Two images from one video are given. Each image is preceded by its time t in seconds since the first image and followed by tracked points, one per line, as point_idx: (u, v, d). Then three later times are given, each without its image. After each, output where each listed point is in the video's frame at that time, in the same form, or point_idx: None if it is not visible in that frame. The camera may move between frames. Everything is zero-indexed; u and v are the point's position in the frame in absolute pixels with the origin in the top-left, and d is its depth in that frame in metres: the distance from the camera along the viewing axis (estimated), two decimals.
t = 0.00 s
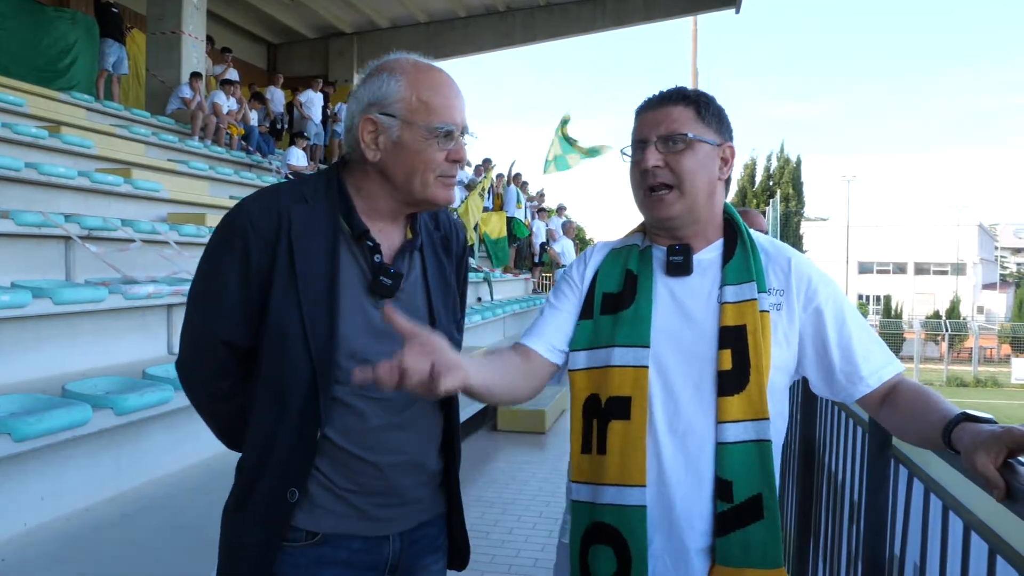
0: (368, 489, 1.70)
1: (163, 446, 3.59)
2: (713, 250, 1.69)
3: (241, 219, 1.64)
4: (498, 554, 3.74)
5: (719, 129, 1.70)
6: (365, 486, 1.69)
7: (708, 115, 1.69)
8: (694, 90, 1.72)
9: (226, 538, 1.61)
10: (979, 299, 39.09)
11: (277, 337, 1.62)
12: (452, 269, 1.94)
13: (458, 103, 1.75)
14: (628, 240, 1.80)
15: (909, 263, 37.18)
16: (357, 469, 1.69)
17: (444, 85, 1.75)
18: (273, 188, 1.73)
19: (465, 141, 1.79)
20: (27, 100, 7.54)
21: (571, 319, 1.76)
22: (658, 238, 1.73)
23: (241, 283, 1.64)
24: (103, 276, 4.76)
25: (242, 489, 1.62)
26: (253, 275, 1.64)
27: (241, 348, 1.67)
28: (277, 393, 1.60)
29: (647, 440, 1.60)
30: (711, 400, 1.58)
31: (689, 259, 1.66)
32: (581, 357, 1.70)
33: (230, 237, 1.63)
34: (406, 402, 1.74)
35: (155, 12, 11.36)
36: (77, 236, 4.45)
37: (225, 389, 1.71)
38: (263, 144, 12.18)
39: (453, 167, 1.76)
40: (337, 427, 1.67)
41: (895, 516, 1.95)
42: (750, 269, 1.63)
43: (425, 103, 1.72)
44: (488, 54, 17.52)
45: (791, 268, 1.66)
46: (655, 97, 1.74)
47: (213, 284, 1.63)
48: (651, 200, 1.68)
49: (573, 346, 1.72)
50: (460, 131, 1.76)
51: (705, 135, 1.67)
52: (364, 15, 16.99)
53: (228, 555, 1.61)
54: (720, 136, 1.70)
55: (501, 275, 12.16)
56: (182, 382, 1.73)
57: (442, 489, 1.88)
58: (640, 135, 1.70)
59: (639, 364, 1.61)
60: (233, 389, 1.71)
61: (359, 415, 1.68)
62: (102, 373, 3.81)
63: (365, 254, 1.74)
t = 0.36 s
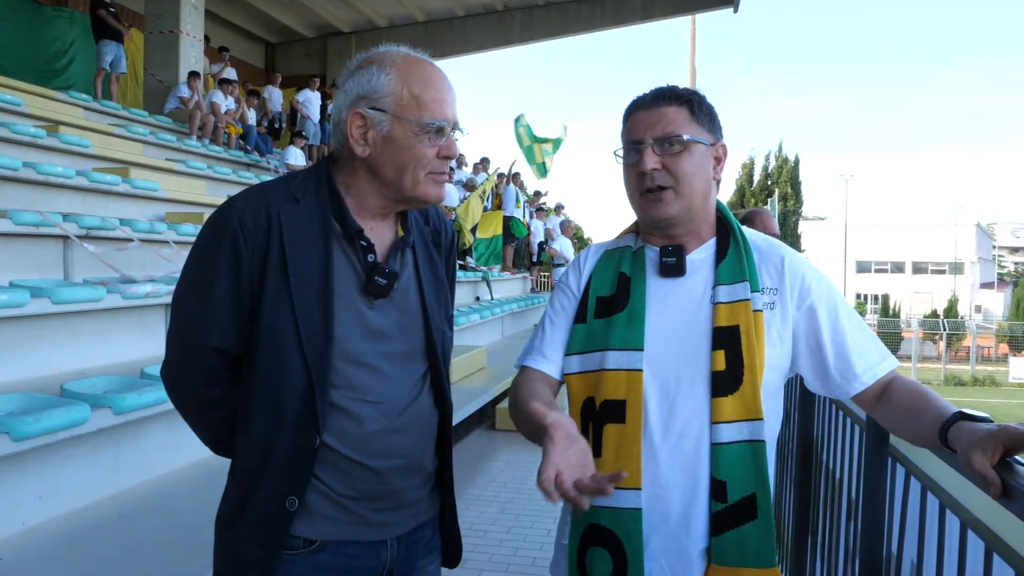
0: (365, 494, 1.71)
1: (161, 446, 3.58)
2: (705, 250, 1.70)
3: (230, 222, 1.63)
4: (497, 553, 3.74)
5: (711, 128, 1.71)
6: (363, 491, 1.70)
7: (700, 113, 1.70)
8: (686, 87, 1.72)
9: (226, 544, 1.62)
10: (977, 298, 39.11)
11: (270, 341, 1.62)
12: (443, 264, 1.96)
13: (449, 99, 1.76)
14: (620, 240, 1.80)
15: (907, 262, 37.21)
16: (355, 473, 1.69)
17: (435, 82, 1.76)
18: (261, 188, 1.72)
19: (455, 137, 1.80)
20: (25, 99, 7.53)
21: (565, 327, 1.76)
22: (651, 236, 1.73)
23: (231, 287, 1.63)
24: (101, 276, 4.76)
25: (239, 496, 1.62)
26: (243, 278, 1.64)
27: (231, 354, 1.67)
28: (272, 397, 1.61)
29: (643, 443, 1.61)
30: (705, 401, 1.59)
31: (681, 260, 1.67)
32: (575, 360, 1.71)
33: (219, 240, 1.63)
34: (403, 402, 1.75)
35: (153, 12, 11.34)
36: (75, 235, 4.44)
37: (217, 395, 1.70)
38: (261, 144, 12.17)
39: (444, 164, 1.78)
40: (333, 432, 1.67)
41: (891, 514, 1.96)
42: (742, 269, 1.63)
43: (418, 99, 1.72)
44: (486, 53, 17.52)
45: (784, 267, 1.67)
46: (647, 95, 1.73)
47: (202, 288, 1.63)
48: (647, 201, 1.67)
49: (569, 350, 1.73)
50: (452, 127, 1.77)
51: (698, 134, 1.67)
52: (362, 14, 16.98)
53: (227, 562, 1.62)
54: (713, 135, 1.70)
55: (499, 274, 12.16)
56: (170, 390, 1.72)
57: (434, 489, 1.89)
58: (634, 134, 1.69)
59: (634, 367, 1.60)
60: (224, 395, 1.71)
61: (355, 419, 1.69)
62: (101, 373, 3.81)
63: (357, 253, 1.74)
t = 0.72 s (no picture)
0: (362, 503, 1.70)
1: (159, 446, 3.58)
2: (704, 250, 1.69)
3: (230, 222, 1.64)
4: (496, 553, 3.74)
5: (712, 130, 1.70)
6: (360, 499, 1.69)
7: (702, 114, 1.69)
8: (692, 89, 1.71)
9: (221, 548, 1.61)
10: (975, 297, 39.15)
11: (269, 343, 1.62)
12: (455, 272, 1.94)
13: (446, 104, 1.73)
14: (620, 236, 1.80)
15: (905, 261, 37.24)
16: (351, 480, 1.69)
17: (435, 83, 1.73)
18: (267, 189, 1.73)
19: (451, 145, 1.76)
20: (22, 99, 7.51)
21: (566, 317, 1.74)
22: (649, 235, 1.73)
23: (230, 288, 1.64)
24: (99, 276, 4.75)
25: (236, 499, 1.62)
26: (243, 278, 1.64)
27: (232, 356, 1.67)
28: (270, 399, 1.61)
29: (644, 441, 1.60)
30: (706, 401, 1.59)
31: (681, 259, 1.67)
32: (575, 357, 1.69)
33: (219, 239, 1.63)
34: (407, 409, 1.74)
35: (151, 11, 11.32)
36: (73, 235, 4.43)
37: (219, 397, 1.71)
38: (259, 143, 12.16)
39: (429, 174, 1.73)
40: (331, 435, 1.67)
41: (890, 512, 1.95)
42: (743, 270, 1.63)
43: (409, 100, 1.71)
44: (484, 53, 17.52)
45: (783, 267, 1.68)
46: (652, 93, 1.74)
47: (203, 288, 1.64)
48: (641, 197, 1.68)
49: (567, 344, 1.71)
50: (444, 136, 1.73)
51: (697, 134, 1.67)
52: (360, 14, 16.97)
53: (222, 566, 1.61)
54: (714, 136, 1.69)
55: (497, 273, 12.15)
56: (175, 391, 1.72)
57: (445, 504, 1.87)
58: (633, 131, 1.70)
59: (634, 364, 1.61)
60: (226, 398, 1.71)
61: (353, 422, 1.68)
62: (98, 373, 3.80)
63: (359, 254, 1.74)
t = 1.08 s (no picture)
0: (360, 506, 1.69)
1: (157, 447, 3.58)
2: (695, 249, 1.69)
3: (234, 224, 1.66)
4: (495, 553, 3.74)
5: (701, 128, 1.70)
6: (358, 503, 1.69)
7: (690, 111, 1.69)
8: (680, 88, 1.72)
9: (221, 551, 1.62)
10: (972, 296, 39.24)
11: (268, 344, 1.62)
12: (466, 275, 1.91)
13: (440, 97, 1.73)
14: (611, 239, 1.80)
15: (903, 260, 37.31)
16: (348, 482, 1.68)
17: (428, 77, 1.74)
18: (271, 191, 1.75)
19: (448, 138, 1.75)
20: (19, 100, 7.51)
21: (571, 323, 1.71)
22: (643, 237, 1.73)
23: (233, 288, 1.65)
24: (96, 277, 4.74)
25: (235, 501, 1.63)
26: (243, 279, 1.65)
27: (235, 358, 1.67)
28: (268, 401, 1.61)
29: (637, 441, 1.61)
30: (698, 400, 1.59)
31: (673, 260, 1.67)
32: (571, 360, 1.70)
33: (224, 241, 1.66)
34: (409, 413, 1.73)
35: (147, 12, 11.32)
36: (70, 237, 4.43)
37: (225, 399, 1.71)
38: (257, 144, 12.14)
39: (425, 165, 1.72)
40: (327, 436, 1.67)
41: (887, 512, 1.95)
42: (734, 268, 1.63)
43: (401, 91, 1.72)
44: (481, 53, 17.51)
45: (774, 264, 1.68)
46: (639, 94, 1.74)
47: (207, 289, 1.65)
48: (634, 199, 1.68)
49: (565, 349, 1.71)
50: (439, 126, 1.73)
51: (685, 133, 1.67)
52: (357, 14, 16.96)
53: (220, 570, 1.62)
54: (702, 136, 1.70)
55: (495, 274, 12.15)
56: (185, 392, 1.74)
57: (452, 514, 1.84)
58: (622, 133, 1.70)
59: (627, 366, 1.61)
60: (233, 399, 1.71)
61: (351, 425, 1.67)
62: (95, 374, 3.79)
63: (361, 255, 1.74)
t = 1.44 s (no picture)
0: (361, 506, 1.69)
1: (154, 449, 3.57)
2: (696, 250, 1.69)
3: (234, 220, 1.66)
4: (492, 553, 3.74)
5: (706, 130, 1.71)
6: (359, 501, 1.68)
7: (699, 113, 1.70)
8: (681, 86, 1.72)
9: (220, 549, 1.62)
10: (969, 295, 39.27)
11: (268, 343, 1.62)
12: (467, 274, 1.90)
13: (440, 93, 1.72)
14: (607, 240, 1.79)
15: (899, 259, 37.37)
16: (348, 482, 1.68)
17: (427, 73, 1.73)
18: (269, 189, 1.75)
19: (446, 135, 1.75)
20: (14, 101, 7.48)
21: (560, 327, 1.73)
22: (644, 237, 1.72)
23: (232, 286, 1.65)
24: (93, 279, 4.73)
25: (234, 498, 1.62)
26: (243, 279, 1.65)
27: (234, 355, 1.68)
28: (267, 401, 1.61)
29: (639, 444, 1.61)
30: (701, 402, 1.59)
31: (673, 262, 1.67)
32: (569, 364, 1.69)
33: (224, 236, 1.65)
34: (409, 414, 1.72)
35: (143, 13, 11.30)
36: (66, 238, 4.41)
37: (224, 398, 1.71)
38: (253, 145, 12.13)
39: (424, 163, 1.72)
40: (327, 435, 1.67)
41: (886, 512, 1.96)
42: (734, 269, 1.63)
43: (400, 88, 1.71)
44: (478, 53, 17.51)
45: (774, 264, 1.67)
46: (640, 91, 1.73)
47: (207, 286, 1.65)
48: (669, 202, 1.64)
49: (563, 353, 1.71)
50: (437, 124, 1.73)
51: (696, 137, 1.67)
52: (353, 15, 16.94)
53: (219, 569, 1.62)
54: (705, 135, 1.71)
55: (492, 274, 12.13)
56: (184, 390, 1.74)
57: (451, 510, 1.83)
58: (635, 138, 1.67)
59: (628, 371, 1.60)
60: (234, 397, 1.71)
61: (352, 426, 1.67)
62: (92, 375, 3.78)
63: (361, 254, 1.73)
